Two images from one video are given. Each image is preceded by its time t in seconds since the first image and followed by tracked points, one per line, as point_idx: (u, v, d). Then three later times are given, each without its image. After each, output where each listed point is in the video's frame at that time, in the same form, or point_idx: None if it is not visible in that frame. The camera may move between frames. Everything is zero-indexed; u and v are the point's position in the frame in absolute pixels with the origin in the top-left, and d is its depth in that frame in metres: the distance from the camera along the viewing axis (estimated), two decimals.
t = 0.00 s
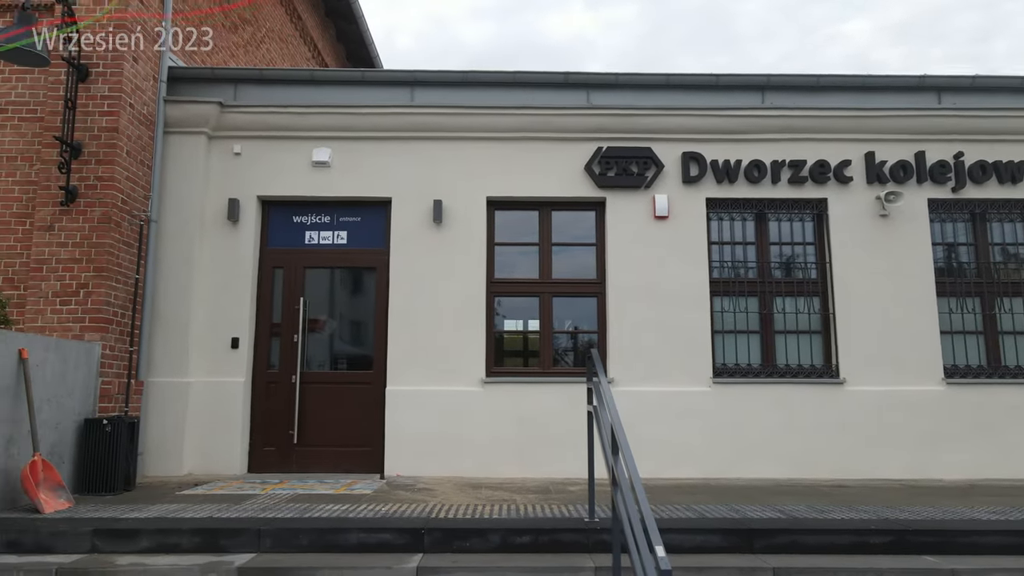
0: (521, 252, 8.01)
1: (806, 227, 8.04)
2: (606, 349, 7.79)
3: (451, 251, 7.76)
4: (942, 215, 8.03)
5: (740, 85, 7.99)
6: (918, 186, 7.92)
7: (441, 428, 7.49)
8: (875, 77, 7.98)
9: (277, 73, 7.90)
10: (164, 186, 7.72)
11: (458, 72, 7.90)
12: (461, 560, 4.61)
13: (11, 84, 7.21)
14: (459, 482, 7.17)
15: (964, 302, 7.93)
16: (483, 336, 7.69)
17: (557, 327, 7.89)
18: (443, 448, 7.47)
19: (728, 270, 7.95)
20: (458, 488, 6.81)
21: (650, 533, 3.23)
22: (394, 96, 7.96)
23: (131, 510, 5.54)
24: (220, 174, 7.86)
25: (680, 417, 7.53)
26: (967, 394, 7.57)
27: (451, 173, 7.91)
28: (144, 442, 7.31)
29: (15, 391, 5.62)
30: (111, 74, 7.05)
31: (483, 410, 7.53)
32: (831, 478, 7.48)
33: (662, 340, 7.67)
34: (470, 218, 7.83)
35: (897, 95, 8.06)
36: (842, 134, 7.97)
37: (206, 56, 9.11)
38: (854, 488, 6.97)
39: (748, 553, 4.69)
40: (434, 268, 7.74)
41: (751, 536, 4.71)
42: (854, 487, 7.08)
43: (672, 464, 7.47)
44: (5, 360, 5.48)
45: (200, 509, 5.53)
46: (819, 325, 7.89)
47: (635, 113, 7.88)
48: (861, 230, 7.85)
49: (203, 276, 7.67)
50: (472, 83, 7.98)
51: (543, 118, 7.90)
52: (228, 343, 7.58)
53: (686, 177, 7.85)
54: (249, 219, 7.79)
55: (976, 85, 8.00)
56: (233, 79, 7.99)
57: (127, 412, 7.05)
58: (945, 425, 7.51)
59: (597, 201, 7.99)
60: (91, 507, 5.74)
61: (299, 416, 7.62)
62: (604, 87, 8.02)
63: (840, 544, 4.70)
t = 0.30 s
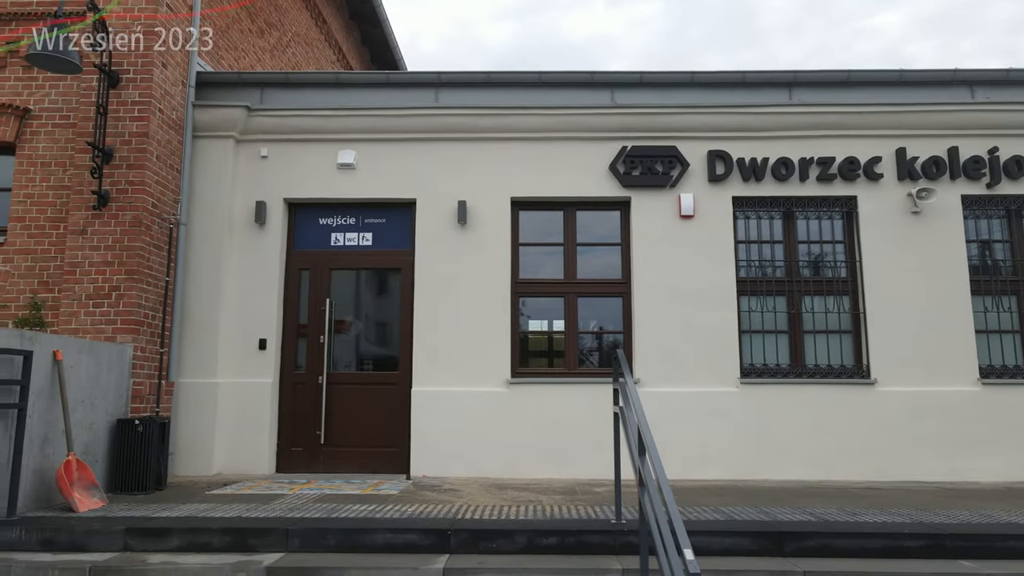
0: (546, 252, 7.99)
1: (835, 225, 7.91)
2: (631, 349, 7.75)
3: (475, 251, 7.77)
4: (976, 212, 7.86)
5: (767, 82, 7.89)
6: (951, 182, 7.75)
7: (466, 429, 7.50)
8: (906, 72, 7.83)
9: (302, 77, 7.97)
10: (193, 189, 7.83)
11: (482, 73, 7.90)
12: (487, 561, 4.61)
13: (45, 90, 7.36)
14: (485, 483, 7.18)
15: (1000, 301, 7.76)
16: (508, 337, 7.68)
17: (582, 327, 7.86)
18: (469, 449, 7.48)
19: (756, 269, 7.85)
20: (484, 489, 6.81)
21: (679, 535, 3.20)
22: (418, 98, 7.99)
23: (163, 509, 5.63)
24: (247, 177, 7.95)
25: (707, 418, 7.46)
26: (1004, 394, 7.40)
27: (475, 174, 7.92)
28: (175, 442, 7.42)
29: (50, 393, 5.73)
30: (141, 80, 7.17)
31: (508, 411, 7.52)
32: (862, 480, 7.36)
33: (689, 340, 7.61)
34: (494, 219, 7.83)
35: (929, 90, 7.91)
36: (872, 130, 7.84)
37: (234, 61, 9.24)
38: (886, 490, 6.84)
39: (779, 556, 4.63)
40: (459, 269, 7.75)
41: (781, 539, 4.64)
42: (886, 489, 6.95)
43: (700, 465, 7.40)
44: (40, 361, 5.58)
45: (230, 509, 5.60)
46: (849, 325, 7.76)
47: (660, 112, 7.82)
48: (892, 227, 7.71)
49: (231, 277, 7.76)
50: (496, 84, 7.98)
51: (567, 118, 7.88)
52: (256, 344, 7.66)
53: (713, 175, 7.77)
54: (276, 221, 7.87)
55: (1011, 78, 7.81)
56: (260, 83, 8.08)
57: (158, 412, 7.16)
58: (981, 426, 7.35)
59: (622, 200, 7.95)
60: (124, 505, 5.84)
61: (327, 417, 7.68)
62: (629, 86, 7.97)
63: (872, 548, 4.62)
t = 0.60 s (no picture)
0: (572, 252, 7.96)
1: (867, 223, 7.77)
2: (659, 349, 7.68)
3: (501, 252, 7.77)
4: (1014, 207, 7.68)
5: (796, 77, 7.78)
6: (988, 177, 7.57)
7: (493, 429, 7.50)
8: (940, 65, 7.67)
9: (329, 79, 8.04)
10: (223, 192, 7.94)
11: (507, 73, 7.90)
12: (515, 561, 4.59)
13: (79, 96, 7.51)
14: (512, 483, 7.17)
15: None
16: (535, 337, 7.66)
17: (609, 327, 7.81)
18: (496, 449, 7.48)
19: (785, 268, 7.74)
20: (512, 489, 6.81)
21: (709, 537, 3.16)
22: (443, 99, 8.02)
23: (196, 507, 5.71)
24: (275, 180, 8.03)
25: (737, 418, 7.37)
26: None
27: (501, 174, 7.91)
28: (206, 442, 7.52)
29: (85, 393, 5.84)
30: (172, 85, 7.29)
31: (535, 411, 7.51)
32: (897, 481, 7.22)
33: (717, 339, 7.53)
34: (520, 218, 7.82)
35: (964, 83, 7.73)
36: (905, 124, 7.68)
37: (263, 65, 9.36)
38: (922, 493, 6.70)
39: (811, 559, 4.55)
40: (485, 269, 7.75)
41: (814, 542, 4.57)
42: (922, 491, 6.81)
43: (730, 466, 7.32)
44: (76, 363, 5.69)
45: (260, 508, 5.65)
46: (882, 324, 7.62)
47: (687, 109, 7.75)
48: (926, 224, 7.56)
49: (260, 279, 7.85)
50: (521, 83, 7.97)
51: (593, 117, 7.84)
52: (285, 345, 7.73)
53: (741, 173, 7.68)
54: (304, 223, 7.94)
55: None
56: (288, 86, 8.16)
57: (190, 412, 7.27)
58: (1020, 427, 7.16)
59: (648, 199, 7.89)
60: (158, 504, 5.94)
61: (354, 417, 7.74)
62: (655, 84, 7.91)
63: (908, 551, 4.52)
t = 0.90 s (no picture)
0: (599, 251, 7.92)
1: (902, 218, 7.61)
2: (688, 348, 7.61)
3: (528, 251, 7.75)
4: None
5: (827, 71, 7.65)
6: None
7: (522, 428, 7.49)
8: (977, 56, 7.48)
9: (356, 81, 8.09)
10: (253, 194, 8.04)
11: (534, 71, 7.88)
12: (545, 561, 4.58)
13: (114, 101, 7.65)
14: (541, 483, 7.15)
15: None
16: (563, 337, 7.64)
17: (637, 327, 7.75)
18: (524, 448, 7.46)
19: (817, 265, 7.60)
20: (540, 488, 6.79)
21: (742, 537, 3.12)
22: (470, 98, 8.02)
23: (229, 506, 5.78)
24: (304, 181, 8.10)
25: (768, 418, 7.27)
26: None
27: (527, 173, 7.90)
28: (238, 441, 7.62)
29: (121, 392, 5.94)
30: (203, 89, 7.40)
31: (564, 411, 7.48)
32: (935, 483, 7.06)
33: (747, 338, 7.43)
34: (547, 217, 7.80)
35: (1002, 74, 7.53)
36: (941, 117, 7.51)
37: (291, 68, 9.46)
38: (961, 494, 6.55)
39: (847, 561, 4.47)
40: (513, 269, 7.74)
41: (849, 544, 4.48)
42: (960, 493, 6.65)
43: (761, 466, 7.22)
44: (111, 363, 5.79)
45: (291, 506, 5.70)
46: (918, 321, 7.45)
47: (715, 106, 7.67)
48: (964, 219, 7.38)
49: (289, 279, 7.92)
50: (548, 82, 7.95)
51: (620, 115, 7.79)
52: (314, 345, 7.80)
53: (771, 169, 7.57)
54: (332, 224, 8.00)
55: None
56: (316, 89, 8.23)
57: (222, 411, 7.37)
58: None
59: (677, 197, 7.81)
60: (191, 501, 6.03)
61: (383, 416, 7.78)
62: (683, 81, 7.84)
63: (947, 554, 4.42)
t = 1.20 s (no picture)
0: (627, 250, 7.86)
1: (938, 214, 7.43)
2: (718, 348, 7.51)
3: (555, 250, 7.72)
4: None
5: (858, 65, 7.51)
6: None
7: (549, 429, 7.46)
8: (1015, 48, 7.29)
9: (382, 82, 8.13)
10: (281, 196, 8.12)
11: (559, 70, 7.85)
12: (574, 562, 4.55)
13: (147, 106, 7.78)
14: (570, 483, 7.11)
15: None
16: (590, 336, 7.59)
17: (665, 326, 7.67)
18: (552, 449, 7.43)
19: (850, 263, 7.46)
20: (568, 489, 6.75)
21: (776, 540, 3.06)
22: (495, 99, 8.02)
23: (259, 504, 5.84)
24: (331, 183, 8.16)
25: (801, 419, 7.15)
26: None
27: (554, 172, 7.87)
28: (268, 441, 7.70)
29: (154, 393, 6.04)
30: (232, 93, 7.49)
31: (592, 411, 7.43)
32: (973, 485, 6.89)
33: (778, 337, 7.32)
34: (574, 217, 7.77)
35: None
36: (978, 111, 7.33)
37: (318, 71, 9.55)
38: (1001, 497, 6.38)
39: (883, 565, 4.37)
40: (540, 268, 7.72)
41: (885, 547, 4.38)
42: (1001, 496, 6.48)
43: (794, 468, 7.11)
44: (145, 363, 5.89)
45: (320, 505, 5.74)
46: (955, 320, 7.27)
47: (744, 102, 7.57)
48: (1002, 215, 7.19)
49: (317, 281, 7.98)
50: (574, 81, 7.91)
51: (646, 112, 7.73)
52: (343, 345, 7.85)
53: (801, 165, 7.45)
54: (359, 225, 8.05)
55: None
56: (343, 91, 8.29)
57: (252, 411, 7.45)
58: None
59: (705, 195, 7.72)
60: (223, 500, 6.09)
61: (411, 416, 7.80)
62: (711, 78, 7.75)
63: (988, 558, 4.30)
